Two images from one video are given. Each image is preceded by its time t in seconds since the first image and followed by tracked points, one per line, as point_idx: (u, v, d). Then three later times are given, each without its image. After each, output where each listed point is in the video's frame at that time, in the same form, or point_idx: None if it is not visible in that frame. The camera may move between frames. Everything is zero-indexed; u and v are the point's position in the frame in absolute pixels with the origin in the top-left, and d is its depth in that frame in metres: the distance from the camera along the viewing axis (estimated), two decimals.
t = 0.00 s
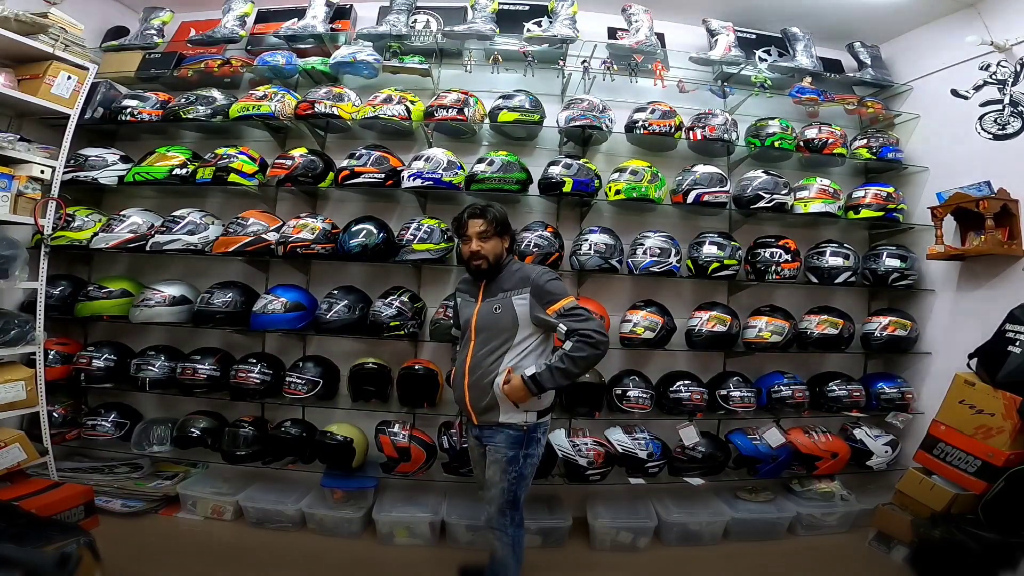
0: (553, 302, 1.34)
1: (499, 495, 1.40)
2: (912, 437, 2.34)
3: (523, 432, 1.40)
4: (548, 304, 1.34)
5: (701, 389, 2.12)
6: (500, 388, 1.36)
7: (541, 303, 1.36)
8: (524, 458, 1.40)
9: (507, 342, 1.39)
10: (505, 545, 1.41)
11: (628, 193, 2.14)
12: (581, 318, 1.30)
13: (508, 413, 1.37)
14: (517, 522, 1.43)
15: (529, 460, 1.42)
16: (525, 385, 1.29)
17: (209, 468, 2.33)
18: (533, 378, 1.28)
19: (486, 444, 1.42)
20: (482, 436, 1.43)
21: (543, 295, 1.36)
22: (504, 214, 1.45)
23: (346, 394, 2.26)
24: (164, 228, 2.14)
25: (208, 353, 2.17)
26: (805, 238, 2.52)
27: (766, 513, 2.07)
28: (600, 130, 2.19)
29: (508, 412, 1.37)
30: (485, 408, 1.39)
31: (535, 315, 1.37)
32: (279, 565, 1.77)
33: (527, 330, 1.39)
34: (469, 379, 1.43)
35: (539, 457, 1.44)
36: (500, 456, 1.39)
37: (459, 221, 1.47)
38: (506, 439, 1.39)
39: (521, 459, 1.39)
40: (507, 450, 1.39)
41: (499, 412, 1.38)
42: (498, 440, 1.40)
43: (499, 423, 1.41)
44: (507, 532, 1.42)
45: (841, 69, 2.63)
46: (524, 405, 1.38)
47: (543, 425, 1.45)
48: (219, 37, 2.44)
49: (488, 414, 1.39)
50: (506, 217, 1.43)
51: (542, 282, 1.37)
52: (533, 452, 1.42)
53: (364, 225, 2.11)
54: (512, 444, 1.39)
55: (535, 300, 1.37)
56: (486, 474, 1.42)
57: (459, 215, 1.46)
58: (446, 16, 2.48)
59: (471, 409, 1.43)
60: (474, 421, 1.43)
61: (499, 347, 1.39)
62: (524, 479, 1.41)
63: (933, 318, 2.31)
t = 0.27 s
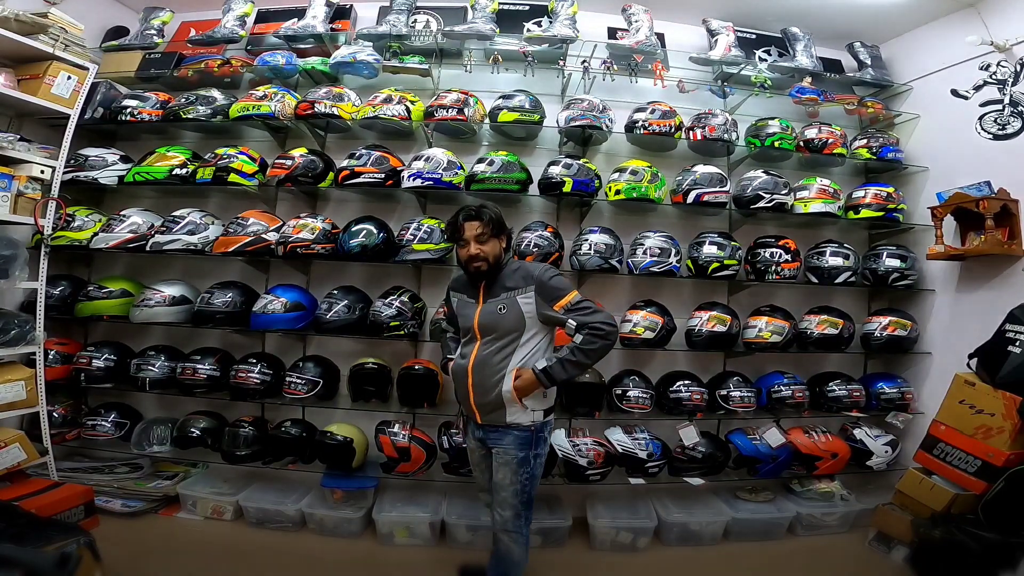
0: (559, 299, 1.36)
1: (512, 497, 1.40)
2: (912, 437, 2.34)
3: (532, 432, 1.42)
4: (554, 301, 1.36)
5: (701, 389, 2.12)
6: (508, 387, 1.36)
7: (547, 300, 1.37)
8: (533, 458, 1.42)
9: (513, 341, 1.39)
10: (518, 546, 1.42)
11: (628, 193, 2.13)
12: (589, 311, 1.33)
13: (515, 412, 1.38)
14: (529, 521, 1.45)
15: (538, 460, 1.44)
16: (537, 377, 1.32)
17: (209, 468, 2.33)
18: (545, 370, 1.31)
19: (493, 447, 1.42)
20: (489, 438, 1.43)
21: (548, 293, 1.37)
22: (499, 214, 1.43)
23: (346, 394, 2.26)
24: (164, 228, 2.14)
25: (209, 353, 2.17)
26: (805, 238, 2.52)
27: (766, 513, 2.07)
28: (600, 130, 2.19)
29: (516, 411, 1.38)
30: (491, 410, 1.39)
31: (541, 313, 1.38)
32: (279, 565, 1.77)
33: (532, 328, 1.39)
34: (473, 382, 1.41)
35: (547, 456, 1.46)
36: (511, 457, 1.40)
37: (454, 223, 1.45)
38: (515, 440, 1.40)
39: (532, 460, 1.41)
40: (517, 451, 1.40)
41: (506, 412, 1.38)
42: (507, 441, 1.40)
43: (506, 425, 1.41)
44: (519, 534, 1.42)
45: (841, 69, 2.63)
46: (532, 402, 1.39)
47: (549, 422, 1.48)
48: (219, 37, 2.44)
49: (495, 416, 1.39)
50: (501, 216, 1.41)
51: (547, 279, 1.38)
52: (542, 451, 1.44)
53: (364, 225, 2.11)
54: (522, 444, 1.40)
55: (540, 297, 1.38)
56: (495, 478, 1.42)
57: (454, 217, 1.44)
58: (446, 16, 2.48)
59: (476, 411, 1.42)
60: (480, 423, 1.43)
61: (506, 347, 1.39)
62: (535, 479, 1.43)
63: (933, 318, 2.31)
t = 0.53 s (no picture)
0: (564, 308, 1.35)
1: (513, 500, 1.39)
2: (912, 437, 2.34)
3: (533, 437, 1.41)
4: (557, 309, 1.35)
5: (701, 389, 2.12)
6: (507, 396, 1.34)
7: (552, 306, 1.36)
8: (533, 463, 1.41)
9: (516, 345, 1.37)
10: (519, 550, 1.41)
11: (628, 193, 2.14)
12: (584, 327, 1.33)
13: (513, 422, 1.36)
14: (529, 524, 1.45)
15: (538, 464, 1.43)
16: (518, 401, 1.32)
17: (209, 468, 2.33)
18: (521, 394, 1.32)
19: (490, 453, 1.41)
20: (486, 445, 1.41)
21: (553, 300, 1.36)
22: (513, 210, 1.44)
23: (346, 394, 2.26)
24: (164, 228, 2.14)
25: (209, 353, 2.17)
26: (805, 238, 2.52)
27: (766, 513, 2.07)
28: (600, 130, 2.19)
29: (514, 420, 1.36)
30: (488, 415, 1.36)
31: (545, 319, 1.37)
32: (279, 565, 1.77)
33: (536, 333, 1.38)
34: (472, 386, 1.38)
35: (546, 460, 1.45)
36: (511, 464, 1.38)
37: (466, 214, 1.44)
38: (514, 445, 1.38)
39: (532, 465, 1.40)
40: (516, 457, 1.38)
41: (504, 421, 1.35)
42: (505, 447, 1.38)
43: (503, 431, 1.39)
44: (520, 538, 1.42)
45: (841, 69, 2.63)
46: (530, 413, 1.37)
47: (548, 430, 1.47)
48: (219, 37, 2.44)
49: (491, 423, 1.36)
50: (515, 213, 1.41)
51: (554, 285, 1.38)
52: (542, 455, 1.44)
53: (364, 225, 2.11)
54: (522, 450, 1.39)
55: (546, 303, 1.37)
56: (495, 484, 1.40)
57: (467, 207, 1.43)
58: (446, 16, 2.48)
59: (472, 418, 1.39)
60: (477, 431, 1.40)
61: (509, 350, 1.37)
62: (535, 483, 1.42)
63: (933, 318, 2.31)
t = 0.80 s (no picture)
0: (577, 311, 1.34)
1: (513, 501, 1.39)
2: (912, 437, 2.34)
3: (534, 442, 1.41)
4: (569, 312, 1.35)
5: (701, 389, 2.12)
6: (515, 399, 1.33)
7: (563, 308, 1.35)
8: (537, 468, 1.41)
9: (524, 346, 1.36)
10: (523, 552, 1.42)
11: (628, 193, 2.14)
12: (598, 330, 1.34)
13: (517, 426, 1.35)
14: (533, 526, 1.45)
15: (540, 468, 1.43)
16: (531, 404, 1.32)
17: (209, 468, 2.33)
18: (534, 397, 1.31)
19: (491, 459, 1.39)
20: (487, 450, 1.40)
21: (565, 302, 1.36)
22: (525, 206, 1.43)
23: (346, 394, 2.26)
24: (164, 228, 2.14)
25: (209, 353, 2.17)
26: (805, 238, 2.52)
27: (766, 513, 2.07)
28: (600, 129, 2.19)
29: (518, 424, 1.35)
30: (492, 419, 1.34)
31: (555, 321, 1.36)
32: (279, 565, 1.77)
33: (545, 335, 1.37)
34: (477, 389, 1.36)
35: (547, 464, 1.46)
36: (514, 470, 1.37)
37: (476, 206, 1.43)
38: (517, 451, 1.37)
39: (535, 470, 1.40)
40: (520, 463, 1.37)
41: (509, 425, 1.35)
42: (509, 453, 1.37)
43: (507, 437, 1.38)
44: (524, 541, 1.42)
45: (841, 69, 2.63)
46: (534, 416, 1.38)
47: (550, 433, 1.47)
48: (219, 37, 2.44)
49: (494, 426, 1.35)
50: (528, 211, 1.41)
51: (565, 287, 1.36)
52: (544, 459, 1.44)
53: (364, 225, 2.11)
54: (525, 455, 1.38)
55: (557, 304, 1.35)
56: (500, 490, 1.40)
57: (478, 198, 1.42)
58: (446, 16, 2.48)
59: (474, 421, 1.37)
60: (478, 435, 1.38)
61: (516, 351, 1.35)
62: (537, 487, 1.42)
63: (933, 318, 2.31)
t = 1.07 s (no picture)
0: (586, 314, 1.36)
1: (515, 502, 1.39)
2: (912, 437, 2.34)
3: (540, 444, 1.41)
4: (579, 316, 1.36)
5: (701, 389, 2.12)
6: (524, 404, 1.33)
7: (573, 312, 1.36)
8: (543, 470, 1.41)
9: (534, 349, 1.36)
10: (527, 550, 1.40)
11: (628, 193, 2.14)
12: (607, 334, 1.36)
13: (524, 431, 1.35)
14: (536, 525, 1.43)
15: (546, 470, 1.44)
16: (540, 410, 1.32)
17: (209, 468, 2.33)
18: (543, 402, 1.31)
19: (496, 462, 1.38)
20: (492, 454, 1.38)
21: (575, 306, 1.37)
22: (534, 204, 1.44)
23: (346, 394, 2.26)
24: (164, 228, 2.14)
25: (209, 353, 2.17)
26: (805, 238, 2.52)
27: (766, 513, 2.07)
28: (600, 130, 2.19)
29: (526, 430, 1.35)
30: (500, 424, 1.33)
31: (565, 325, 1.37)
32: (279, 565, 1.77)
33: (554, 339, 1.38)
34: (485, 393, 1.35)
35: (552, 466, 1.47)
36: (523, 471, 1.36)
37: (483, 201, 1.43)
38: (526, 454, 1.37)
39: (542, 472, 1.40)
40: (528, 466, 1.37)
41: (516, 430, 1.34)
42: (517, 456, 1.36)
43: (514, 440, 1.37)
44: (529, 539, 1.40)
45: (841, 69, 2.63)
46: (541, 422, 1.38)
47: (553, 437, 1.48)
48: (219, 37, 2.44)
49: (501, 429, 1.33)
50: (535, 209, 1.41)
51: (575, 291, 1.38)
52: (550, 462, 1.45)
53: (364, 225, 2.11)
54: (534, 458, 1.38)
55: (567, 308, 1.37)
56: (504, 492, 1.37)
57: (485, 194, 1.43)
58: (446, 16, 2.48)
59: (480, 425, 1.36)
60: (484, 439, 1.37)
61: (527, 354, 1.35)
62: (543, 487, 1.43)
63: (934, 318, 2.31)
